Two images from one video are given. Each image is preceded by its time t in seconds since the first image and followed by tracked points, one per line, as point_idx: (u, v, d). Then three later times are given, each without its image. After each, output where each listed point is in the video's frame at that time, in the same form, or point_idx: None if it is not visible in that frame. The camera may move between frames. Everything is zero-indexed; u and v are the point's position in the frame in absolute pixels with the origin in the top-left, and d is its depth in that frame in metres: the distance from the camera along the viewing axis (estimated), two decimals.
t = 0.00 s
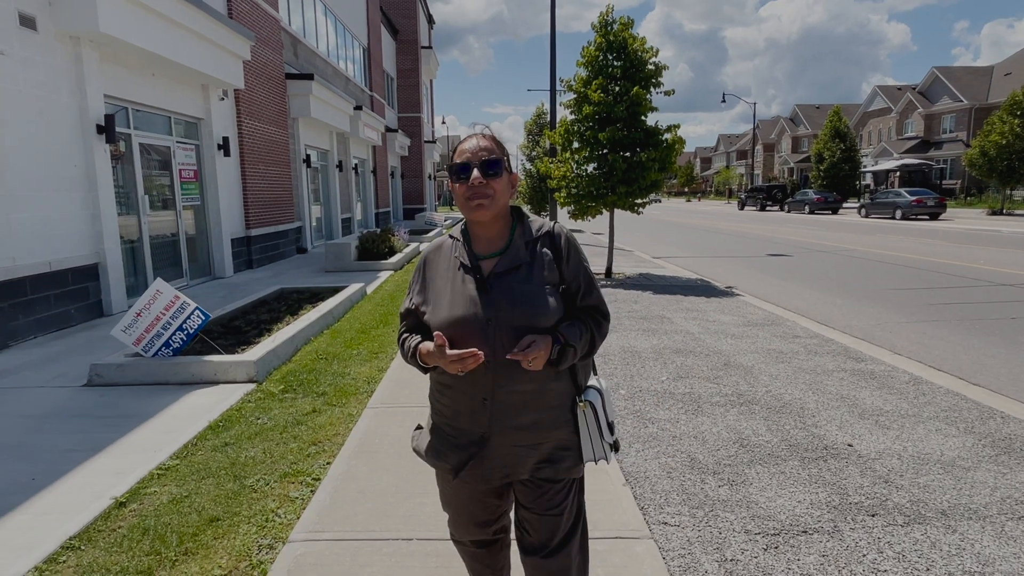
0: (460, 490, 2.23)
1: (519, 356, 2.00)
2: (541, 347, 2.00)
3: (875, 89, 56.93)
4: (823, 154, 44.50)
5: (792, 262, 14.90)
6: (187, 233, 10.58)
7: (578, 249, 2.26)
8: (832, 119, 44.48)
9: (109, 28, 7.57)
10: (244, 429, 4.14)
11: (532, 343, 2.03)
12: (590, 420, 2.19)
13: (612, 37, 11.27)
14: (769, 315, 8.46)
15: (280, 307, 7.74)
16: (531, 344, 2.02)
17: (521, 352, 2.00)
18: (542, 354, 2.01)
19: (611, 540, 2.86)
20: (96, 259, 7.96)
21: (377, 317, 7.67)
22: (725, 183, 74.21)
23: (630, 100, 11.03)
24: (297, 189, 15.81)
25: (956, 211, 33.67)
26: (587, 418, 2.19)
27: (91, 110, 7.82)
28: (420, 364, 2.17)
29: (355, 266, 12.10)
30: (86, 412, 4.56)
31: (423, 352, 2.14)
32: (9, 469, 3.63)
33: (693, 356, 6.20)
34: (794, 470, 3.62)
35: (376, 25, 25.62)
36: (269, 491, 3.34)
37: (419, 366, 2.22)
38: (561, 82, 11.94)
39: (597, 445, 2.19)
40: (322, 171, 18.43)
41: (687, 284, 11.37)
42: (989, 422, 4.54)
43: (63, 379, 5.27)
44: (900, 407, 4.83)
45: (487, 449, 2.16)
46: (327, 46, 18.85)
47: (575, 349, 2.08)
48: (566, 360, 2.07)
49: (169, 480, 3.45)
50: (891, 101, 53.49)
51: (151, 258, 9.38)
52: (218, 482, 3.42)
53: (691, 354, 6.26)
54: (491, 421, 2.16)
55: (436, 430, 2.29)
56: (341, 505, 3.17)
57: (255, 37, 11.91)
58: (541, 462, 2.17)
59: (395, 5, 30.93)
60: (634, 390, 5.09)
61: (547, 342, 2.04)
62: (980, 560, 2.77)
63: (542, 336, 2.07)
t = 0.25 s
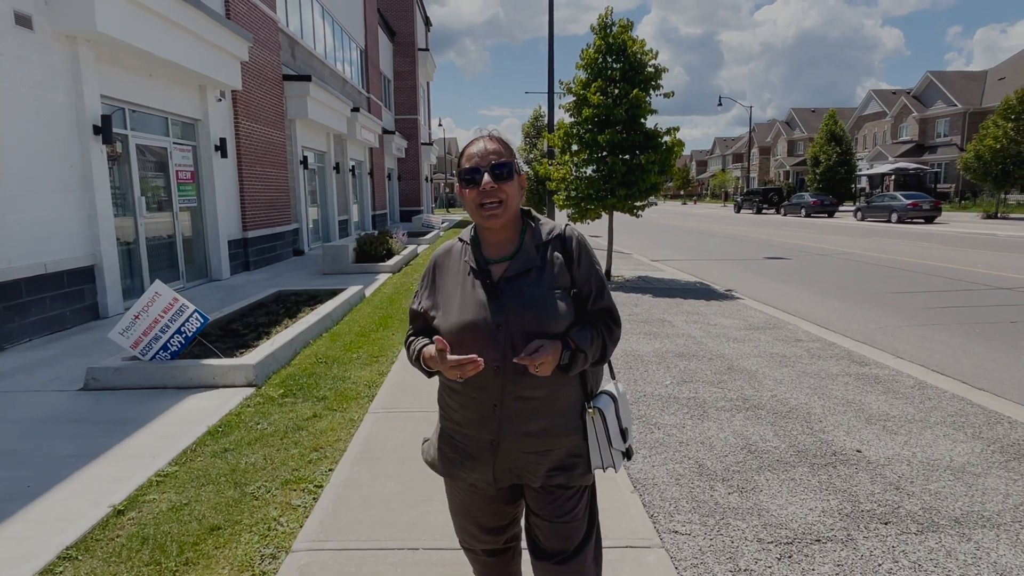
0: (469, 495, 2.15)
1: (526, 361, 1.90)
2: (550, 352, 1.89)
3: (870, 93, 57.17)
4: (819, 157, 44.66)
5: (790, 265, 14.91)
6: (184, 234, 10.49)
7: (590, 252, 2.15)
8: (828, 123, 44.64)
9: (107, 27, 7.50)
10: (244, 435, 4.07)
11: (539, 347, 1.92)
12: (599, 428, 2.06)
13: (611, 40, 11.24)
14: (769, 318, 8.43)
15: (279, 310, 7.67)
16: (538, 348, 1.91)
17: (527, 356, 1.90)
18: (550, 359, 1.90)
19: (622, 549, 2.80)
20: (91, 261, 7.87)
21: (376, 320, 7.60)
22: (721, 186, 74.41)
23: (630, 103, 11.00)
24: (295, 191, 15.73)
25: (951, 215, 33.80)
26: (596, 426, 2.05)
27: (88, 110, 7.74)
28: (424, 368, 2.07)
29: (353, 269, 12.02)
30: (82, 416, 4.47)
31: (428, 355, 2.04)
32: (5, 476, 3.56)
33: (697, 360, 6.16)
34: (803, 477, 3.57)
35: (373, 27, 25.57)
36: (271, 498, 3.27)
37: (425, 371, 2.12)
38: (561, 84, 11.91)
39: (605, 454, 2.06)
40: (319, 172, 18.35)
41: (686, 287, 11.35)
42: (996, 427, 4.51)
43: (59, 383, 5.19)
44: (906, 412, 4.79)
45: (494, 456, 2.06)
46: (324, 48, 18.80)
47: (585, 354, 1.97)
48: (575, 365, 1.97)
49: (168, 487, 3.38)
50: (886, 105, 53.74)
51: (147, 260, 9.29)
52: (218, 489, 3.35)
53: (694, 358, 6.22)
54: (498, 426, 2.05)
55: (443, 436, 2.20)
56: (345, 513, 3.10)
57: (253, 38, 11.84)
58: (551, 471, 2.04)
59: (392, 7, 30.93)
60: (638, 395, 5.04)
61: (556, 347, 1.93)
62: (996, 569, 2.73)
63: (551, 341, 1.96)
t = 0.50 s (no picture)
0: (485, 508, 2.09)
1: (546, 372, 1.86)
2: (571, 363, 1.85)
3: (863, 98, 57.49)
4: (813, 161, 44.86)
5: (787, 269, 14.93)
6: (180, 237, 10.40)
7: (609, 262, 2.10)
8: (822, 127, 44.85)
9: (103, 28, 7.42)
10: (246, 442, 4.01)
11: (560, 358, 1.88)
12: (618, 439, 1.99)
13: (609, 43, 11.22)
14: (770, 323, 8.43)
15: (277, 314, 7.60)
16: (559, 360, 1.87)
17: (548, 367, 1.86)
18: (570, 369, 1.86)
19: (636, 560, 2.77)
20: (87, 264, 7.78)
21: (376, 325, 7.54)
22: (715, 190, 74.66)
23: (628, 107, 10.98)
24: (291, 193, 15.65)
25: (944, 219, 33.99)
26: (614, 438, 1.99)
27: (84, 112, 7.66)
28: (434, 373, 2.02)
29: (350, 272, 11.95)
30: (80, 424, 4.40)
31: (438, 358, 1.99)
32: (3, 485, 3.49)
33: (699, 365, 6.14)
34: (813, 486, 3.55)
35: (369, 29, 25.50)
36: (275, 508, 3.21)
37: (434, 376, 2.07)
38: (559, 87, 11.88)
39: (623, 465, 2.00)
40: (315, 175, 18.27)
41: (684, 291, 11.35)
42: (1002, 434, 4.50)
43: (56, 389, 5.11)
44: (912, 419, 4.78)
45: (511, 467, 2.01)
46: (321, 50, 18.73)
47: (605, 364, 1.92)
48: (595, 376, 1.92)
49: (170, 497, 3.32)
50: (878, 109, 54.06)
51: (143, 263, 9.21)
52: (222, 499, 3.29)
53: (697, 364, 6.20)
54: (516, 436, 2.00)
55: (459, 447, 2.15)
56: (352, 524, 3.05)
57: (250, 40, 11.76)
58: (569, 484, 1.98)
59: (388, 9, 30.89)
60: (643, 401, 5.01)
61: (577, 358, 1.89)
62: None
63: (571, 352, 1.91)
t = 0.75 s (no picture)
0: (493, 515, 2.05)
1: (560, 372, 1.84)
2: (585, 364, 1.83)
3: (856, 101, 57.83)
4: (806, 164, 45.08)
5: (781, 271, 14.97)
6: (174, 238, 10.32)
7: (619, 265, 2.09)
8: (815, 130, 45.07)
9: (99, 28, 7.36)
10: (245, 446, 3.97)
11: (573, 359, 1.86)
12: (630, 441, 1.99)
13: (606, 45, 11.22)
14: (767, 326, 8.43)
15: (273, 316, 7.54)
16: (572, 361, 1.85)
17: (562, 367, 1.84)
18: (584, 370, 1.84)
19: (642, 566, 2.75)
20: (81, 266, 7.71)
21: (373, 327, 7.50)
22: (708, 192, 74.90)
23: (625, 109, 10.99)
24: (286, 194, 15.58)
25: (936, 222, 34.20)
26: (626, 440, 1.98)
27: (78, 112, 7.60)
28: (447, 373, 1.98)
29: (346, 273, 11.89)
30: (76, 427, 4.34)
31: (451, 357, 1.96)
32: None
33: (698, 368, 6.13)
34: (816, 489, 3.54)
35: (364, 30, 25.44)
36: (276, 514, 3.17)
37: (448, 378, 2.03)
38: (556, 89, 11.88)
39: (636, 468, 1.99)
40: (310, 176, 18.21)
41: (680, 293, 11.36)
42: (1001, 437, 4.52)
43: (50, 392, 5.05)
44: (911, 421, 4.80)
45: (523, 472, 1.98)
46: (316, 51, 18.67)
47: (617, 366, 1.90)
48: (607, 378, 1.90)
49: (169, 502, 3.28)
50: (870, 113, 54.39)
51: (137, 264, 9.13)
52: (222, 504, 3.25)
53: (696, 367, 6.19)
54: (527, 440, 1.97)
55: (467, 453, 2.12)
56: (355, 530, 3.02)
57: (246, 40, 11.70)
58: (581, 489, 1.95)
59: (383, 10, 30.84)
60: (644, 404, 5.00)
61: (589, 360, 1.87)
62: None
63: (584, 353, 1.90)
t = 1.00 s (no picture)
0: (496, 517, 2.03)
1: (566, 372, 1.82)
2: (591, 363, 1.81)
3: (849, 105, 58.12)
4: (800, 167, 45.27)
5: (777, 273, 15.00)
6: (169, 238, 10.25)
7: (622, 265, 2.07)
8: (809, 133, 45.26)
9: (93, 26, 7.31)
10: (241, 448, 3.93)
11: (579, 358, 1.84)
12: (633, 441, 1.99)
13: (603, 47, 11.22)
14: (763, 328, 8.44)
15: (268, 317, 7.50)
16: (578, 360, 1.83)
17: (568, 367, 1.82)
18: (589, 370, 1.82)
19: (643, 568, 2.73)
20: (74, 265, 7.64)
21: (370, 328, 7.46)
22: (703, 194, 75.12)
23: (622, 111, 10.99)
24: (281, 195, 15.51)
25: (929, 225, 34.37)
26: (630, 440, 1.98)
27: (72, 111, 7.54)
28: (452, 378, 1.96)
29: (341, 274, 11.85)
30: (69, 429, 4.29)
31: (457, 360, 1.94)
32: None
33: (696, 370, 6.12)
34: (816, 492, 3.54)
35: (360, 31, 25.39)
36: (273, 517, 3.14)
37: (452, 381, 2.01)
38: (553, 91, 11.87)
39: (639, 469, 1.99)
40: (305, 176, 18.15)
41: (676, 295, 11.37)
42: (999, 439, 4.52)
43: (43, 393, 4.99)
44: (909, 424, 4.80)
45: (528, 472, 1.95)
46: (312, 51, 18.62)
47: (622, 366, 1.88)
48: (612, 379, 1.88)
49: (165, 505, 3.24)
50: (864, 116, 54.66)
51: (131, 264, 9.07)
52: (218, 506, 3.21)
53: (693, 368, 6.18)
54: (532, 441, 1.94)
55: (470, 454, 2.09)
56: (353, 532, 2.99)
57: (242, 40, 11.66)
58: (586, 490, 1.93)
59: (379, 12, 30.82)
60: (642, 406, 4.98)
61: (594, 359, 1.85)
62: None
63: (589, 353, 1.88)
